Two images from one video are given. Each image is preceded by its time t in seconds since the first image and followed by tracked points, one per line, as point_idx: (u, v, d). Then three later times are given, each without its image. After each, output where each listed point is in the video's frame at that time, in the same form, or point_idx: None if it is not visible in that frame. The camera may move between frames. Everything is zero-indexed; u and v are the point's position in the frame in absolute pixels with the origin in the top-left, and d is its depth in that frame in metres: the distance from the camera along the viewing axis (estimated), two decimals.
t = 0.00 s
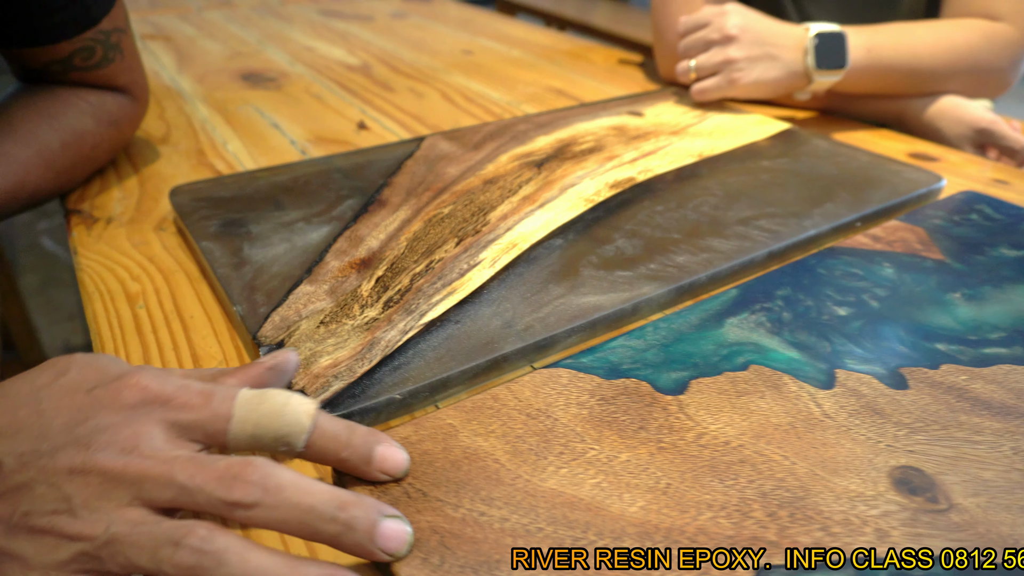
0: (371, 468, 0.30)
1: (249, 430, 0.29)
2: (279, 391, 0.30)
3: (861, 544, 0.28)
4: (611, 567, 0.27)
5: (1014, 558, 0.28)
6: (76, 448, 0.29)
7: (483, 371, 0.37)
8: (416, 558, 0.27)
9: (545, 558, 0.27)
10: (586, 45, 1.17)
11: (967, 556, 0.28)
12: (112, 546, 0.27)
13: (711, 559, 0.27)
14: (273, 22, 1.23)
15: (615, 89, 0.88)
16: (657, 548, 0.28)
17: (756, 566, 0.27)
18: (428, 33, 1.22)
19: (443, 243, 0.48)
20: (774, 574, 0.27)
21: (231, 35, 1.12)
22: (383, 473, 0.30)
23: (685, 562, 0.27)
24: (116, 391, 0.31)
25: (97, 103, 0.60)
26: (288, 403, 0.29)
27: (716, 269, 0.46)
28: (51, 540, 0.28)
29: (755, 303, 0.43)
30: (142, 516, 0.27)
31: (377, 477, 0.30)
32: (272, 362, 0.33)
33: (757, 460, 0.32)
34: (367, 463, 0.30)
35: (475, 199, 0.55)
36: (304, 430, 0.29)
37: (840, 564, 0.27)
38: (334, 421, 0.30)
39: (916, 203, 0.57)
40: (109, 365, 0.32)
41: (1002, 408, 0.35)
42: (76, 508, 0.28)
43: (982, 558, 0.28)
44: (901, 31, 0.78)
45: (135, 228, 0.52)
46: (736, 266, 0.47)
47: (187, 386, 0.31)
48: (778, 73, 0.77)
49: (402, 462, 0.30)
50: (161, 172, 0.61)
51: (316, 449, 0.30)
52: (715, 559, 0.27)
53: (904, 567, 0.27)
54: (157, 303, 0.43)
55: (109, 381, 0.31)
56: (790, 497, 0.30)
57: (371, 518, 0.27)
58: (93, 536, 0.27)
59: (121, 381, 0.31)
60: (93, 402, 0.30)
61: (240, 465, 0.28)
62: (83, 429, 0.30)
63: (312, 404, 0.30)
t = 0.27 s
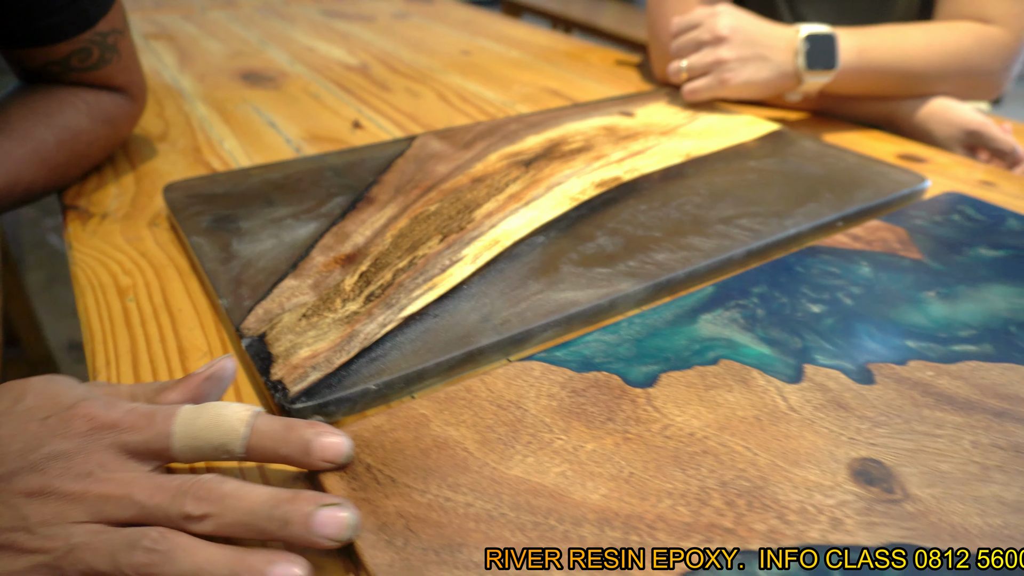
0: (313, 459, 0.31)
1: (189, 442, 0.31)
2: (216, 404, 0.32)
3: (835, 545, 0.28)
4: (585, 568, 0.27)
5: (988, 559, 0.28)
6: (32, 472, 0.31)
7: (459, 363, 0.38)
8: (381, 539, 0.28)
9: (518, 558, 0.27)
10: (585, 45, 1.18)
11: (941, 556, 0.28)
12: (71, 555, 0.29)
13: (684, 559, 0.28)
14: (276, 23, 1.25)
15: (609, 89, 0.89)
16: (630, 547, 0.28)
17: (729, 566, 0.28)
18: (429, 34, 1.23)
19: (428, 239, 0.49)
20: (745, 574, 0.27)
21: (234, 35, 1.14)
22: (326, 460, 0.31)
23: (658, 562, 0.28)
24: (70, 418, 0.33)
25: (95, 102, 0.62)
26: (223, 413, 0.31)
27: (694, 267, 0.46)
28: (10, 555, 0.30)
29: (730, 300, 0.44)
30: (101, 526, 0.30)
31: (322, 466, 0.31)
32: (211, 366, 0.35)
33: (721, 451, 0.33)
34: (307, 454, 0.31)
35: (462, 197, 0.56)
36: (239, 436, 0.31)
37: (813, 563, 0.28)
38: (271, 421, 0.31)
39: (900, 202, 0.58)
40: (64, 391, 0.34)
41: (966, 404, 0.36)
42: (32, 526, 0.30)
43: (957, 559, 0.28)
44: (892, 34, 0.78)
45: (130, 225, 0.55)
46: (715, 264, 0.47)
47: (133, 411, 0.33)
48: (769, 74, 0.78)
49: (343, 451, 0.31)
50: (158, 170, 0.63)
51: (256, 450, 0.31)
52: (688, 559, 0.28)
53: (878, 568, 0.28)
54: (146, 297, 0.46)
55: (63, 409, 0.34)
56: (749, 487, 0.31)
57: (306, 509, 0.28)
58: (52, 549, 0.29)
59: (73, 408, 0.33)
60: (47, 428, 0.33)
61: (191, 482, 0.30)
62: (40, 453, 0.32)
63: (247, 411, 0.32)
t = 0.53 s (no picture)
0: (268, 444, 0.32)
1: (153, 435, 0.33)
2: (179, 399, 0.34)
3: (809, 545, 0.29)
4: (558, 567, 0.28)
5: (961, 558, 0.29)
6: (3, 463, 0.34)
7: (435, 349, 0.40)
8: (353, 509, 0.30)
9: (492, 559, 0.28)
10: (578, 45, 1.19)
11: (914, 556, 0.29)
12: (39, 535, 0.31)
13: (658, 559, 0.28)
14: (276, 22, 1.27)
15: (599, 88, 0.91)
16: (604, 548, 0.29)
17: (703, 565, 0.28)
18: (425, 33, 1.25)
19: (412, 232, 0.51)
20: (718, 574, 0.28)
21: (233, 34, 1.16)
22: (282, 446, 0.32)
23: (632, 562, 0.28)
24: (44, 412, 0.35)
25: (95, 101, 0.64)
26: (184, 406, 0.33)
27: (666, 259, 0.48)
28: None
29: (700, 290, 0.46)
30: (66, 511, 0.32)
31: (279, 451, 0.32)
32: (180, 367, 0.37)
33: (680, 431, 0.34)
34: (262, 440, 0.32)
35: (447, 192, 0.58)
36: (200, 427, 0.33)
37: (787, 563, 0.28)
38: (228, 412, 0.33)
39: (874, 199, 0.59)
40: (39, 390, 0.37)
41: (918, 389, 0.37)
42: (6, 511, 0.32)
43: (930, 558, 0.29)
44: (874, 34, 0.80)
45: (127, 218, 0.57)
46: (687, 257, 0.49)
47: (101, 405, 0.35)
48: (752, 74, 0.79)
49: (297, 436, 0.32)
50: (155, 166, 0.65)
51: (216, 440, 0.33)
52: (662, 559, 0.28)
53: (852, 567, 0.28)
54: (140, 287, 0.48)
55: (36, 405, 0.36)
56: (704, 463, 0.33)
57: (265, 497, 0.30)
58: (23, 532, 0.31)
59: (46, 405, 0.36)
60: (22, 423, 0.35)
61: (156, 472, 0.32)
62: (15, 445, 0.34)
63: (207, 403, 0.33)
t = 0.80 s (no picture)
0: (244, 417, 0.34)
1: (145, 402, 0.36)
2: (168, 372, 0.37)
3: (782, 546, 0.30)
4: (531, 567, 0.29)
5: (934, 559, 0.29)
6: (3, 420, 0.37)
7: (414, 332, 0.42)
8: (329, 476, 0.32)
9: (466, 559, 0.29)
10: (571, 45, 1.22)
11: (889, 556, 0.29)
12: (31, 485, 0.34)
13: (632, 559, 0.29)
14: (275, 23, 1.29)
15: (587, 88, 0.93)
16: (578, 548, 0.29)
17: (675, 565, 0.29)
18: (421, 34, 1.27)
19: (397, 224, 0.53)
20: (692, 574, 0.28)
21: (233, 35, 1.18)
22: (259, 418, 0.34)
23: (606, 562, 0.29)
24: (38, 376, 0.40)
25: (97, 99, 0.66)
26: (172, 379, 0.36)
27: (638, 250, 0.50)
28: None
29: (669, 280, 0.48)
30: (56, 465, 0.35)
31: (254, 423, 0.35)
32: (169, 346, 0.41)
33: (638, 409, 0.37)
34: (239, 413, 0.34)
35: (432, 186, 0.60)
36: (185, 399, 0.35)
37: (760, 563, 0.29)
38: (211, 388, 0.36)
39: (845, 194, 0.62)
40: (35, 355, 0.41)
41: (867, 371, 0.39)
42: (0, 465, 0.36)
43: (904, 558, 0.29)
44: (853, 36, 0.82)
45: (127, 211, 0.59)
46: (659, 249, 0.51)
47: (93, 373, 0.38)
48: (733, 74, 0.82)
49: (270, 410, 0.35)
50: (154, 161, 0.68)
51: (199, 411, 0.35)
52: (635, 559, 0.29)
53: (825, 567, 0.29)
54: (138, 275, 0.51)
55: (32, 368, 0.41)
56: (659, 436, 0.35)
57: (241, 459, 0.33)
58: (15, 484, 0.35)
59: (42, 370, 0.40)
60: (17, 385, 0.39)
61: (143, 434, 0.35)
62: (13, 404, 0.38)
63: (192, 377, 0.36)
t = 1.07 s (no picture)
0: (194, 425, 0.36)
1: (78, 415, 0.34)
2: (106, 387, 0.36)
3: (756, 546, 0.30)
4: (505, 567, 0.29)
5: (907, 559, 0.30)
6: None
7: (401, 321, 0.44)
8: (317, 452, 0.34)
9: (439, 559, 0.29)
10: (566, 46, 1.24)
11: (863, 556, 0.30)
12: None
13: (606, 559, 0.29)
14: (276, 23, 1.32)
15: (580, 87, 0.95)
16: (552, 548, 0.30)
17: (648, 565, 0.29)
18: (419, 34, 1.29)
19: (388, 218, 0.55)
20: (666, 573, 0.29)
21: (234, 35, 1.20)
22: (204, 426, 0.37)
23: (580, 562, 0.29)
24: None
25: (100, 95, 0.69)
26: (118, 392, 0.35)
27: (619, 244, 0.52)
28: None
29: (648, 272, 0.50)
30: None
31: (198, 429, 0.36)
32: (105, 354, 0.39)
33: (612, 391, 0.39)
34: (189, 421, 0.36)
35: (424, 183, 0.62)
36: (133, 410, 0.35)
37: (734, 562, 0.29)
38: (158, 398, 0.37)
39: (823, 192, 0.64)
40: None
41: (832, 357, 0.41)
42: None
43: (877, 558, 0.30)
44: (838, 38, 0.84)
45: (129, 205, 0.61)
46: (639, 243, 0.53)
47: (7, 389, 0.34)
48: (719, 75, 0.84)
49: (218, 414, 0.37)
50: (156, 158, 0.70)
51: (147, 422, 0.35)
52: (610, 559, 0.29)
53: (799, 567, 0.29)
54: (139, 267, 0.53)
55: None
56: (630, 416, 0.37)
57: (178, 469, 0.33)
58: None
59: None
60: None
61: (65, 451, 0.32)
62: None
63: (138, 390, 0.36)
